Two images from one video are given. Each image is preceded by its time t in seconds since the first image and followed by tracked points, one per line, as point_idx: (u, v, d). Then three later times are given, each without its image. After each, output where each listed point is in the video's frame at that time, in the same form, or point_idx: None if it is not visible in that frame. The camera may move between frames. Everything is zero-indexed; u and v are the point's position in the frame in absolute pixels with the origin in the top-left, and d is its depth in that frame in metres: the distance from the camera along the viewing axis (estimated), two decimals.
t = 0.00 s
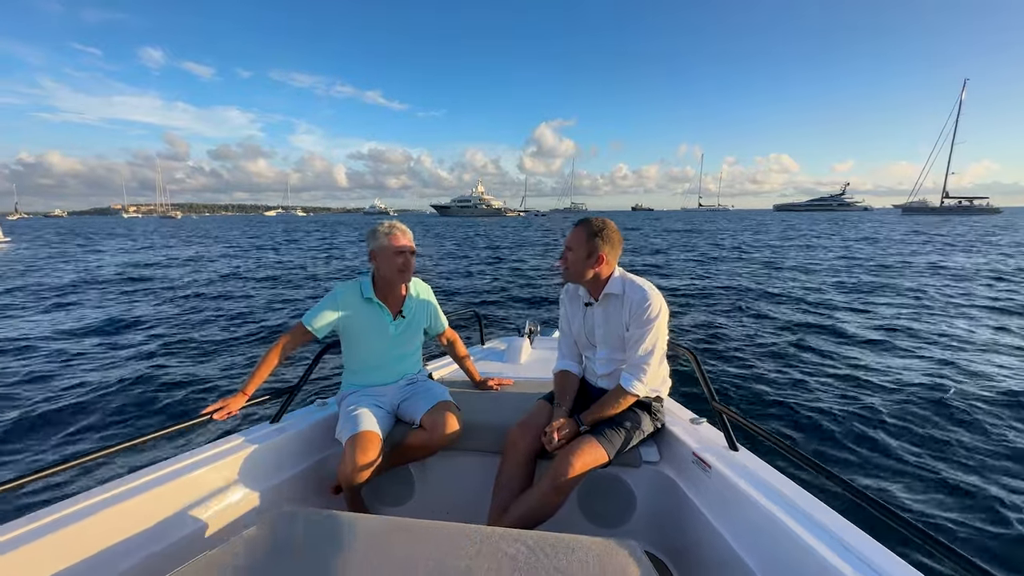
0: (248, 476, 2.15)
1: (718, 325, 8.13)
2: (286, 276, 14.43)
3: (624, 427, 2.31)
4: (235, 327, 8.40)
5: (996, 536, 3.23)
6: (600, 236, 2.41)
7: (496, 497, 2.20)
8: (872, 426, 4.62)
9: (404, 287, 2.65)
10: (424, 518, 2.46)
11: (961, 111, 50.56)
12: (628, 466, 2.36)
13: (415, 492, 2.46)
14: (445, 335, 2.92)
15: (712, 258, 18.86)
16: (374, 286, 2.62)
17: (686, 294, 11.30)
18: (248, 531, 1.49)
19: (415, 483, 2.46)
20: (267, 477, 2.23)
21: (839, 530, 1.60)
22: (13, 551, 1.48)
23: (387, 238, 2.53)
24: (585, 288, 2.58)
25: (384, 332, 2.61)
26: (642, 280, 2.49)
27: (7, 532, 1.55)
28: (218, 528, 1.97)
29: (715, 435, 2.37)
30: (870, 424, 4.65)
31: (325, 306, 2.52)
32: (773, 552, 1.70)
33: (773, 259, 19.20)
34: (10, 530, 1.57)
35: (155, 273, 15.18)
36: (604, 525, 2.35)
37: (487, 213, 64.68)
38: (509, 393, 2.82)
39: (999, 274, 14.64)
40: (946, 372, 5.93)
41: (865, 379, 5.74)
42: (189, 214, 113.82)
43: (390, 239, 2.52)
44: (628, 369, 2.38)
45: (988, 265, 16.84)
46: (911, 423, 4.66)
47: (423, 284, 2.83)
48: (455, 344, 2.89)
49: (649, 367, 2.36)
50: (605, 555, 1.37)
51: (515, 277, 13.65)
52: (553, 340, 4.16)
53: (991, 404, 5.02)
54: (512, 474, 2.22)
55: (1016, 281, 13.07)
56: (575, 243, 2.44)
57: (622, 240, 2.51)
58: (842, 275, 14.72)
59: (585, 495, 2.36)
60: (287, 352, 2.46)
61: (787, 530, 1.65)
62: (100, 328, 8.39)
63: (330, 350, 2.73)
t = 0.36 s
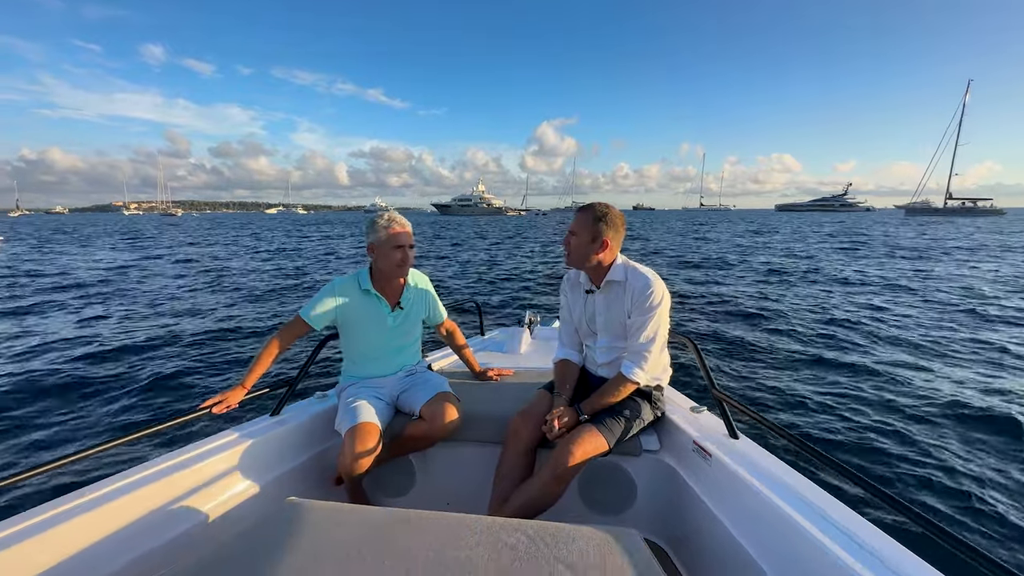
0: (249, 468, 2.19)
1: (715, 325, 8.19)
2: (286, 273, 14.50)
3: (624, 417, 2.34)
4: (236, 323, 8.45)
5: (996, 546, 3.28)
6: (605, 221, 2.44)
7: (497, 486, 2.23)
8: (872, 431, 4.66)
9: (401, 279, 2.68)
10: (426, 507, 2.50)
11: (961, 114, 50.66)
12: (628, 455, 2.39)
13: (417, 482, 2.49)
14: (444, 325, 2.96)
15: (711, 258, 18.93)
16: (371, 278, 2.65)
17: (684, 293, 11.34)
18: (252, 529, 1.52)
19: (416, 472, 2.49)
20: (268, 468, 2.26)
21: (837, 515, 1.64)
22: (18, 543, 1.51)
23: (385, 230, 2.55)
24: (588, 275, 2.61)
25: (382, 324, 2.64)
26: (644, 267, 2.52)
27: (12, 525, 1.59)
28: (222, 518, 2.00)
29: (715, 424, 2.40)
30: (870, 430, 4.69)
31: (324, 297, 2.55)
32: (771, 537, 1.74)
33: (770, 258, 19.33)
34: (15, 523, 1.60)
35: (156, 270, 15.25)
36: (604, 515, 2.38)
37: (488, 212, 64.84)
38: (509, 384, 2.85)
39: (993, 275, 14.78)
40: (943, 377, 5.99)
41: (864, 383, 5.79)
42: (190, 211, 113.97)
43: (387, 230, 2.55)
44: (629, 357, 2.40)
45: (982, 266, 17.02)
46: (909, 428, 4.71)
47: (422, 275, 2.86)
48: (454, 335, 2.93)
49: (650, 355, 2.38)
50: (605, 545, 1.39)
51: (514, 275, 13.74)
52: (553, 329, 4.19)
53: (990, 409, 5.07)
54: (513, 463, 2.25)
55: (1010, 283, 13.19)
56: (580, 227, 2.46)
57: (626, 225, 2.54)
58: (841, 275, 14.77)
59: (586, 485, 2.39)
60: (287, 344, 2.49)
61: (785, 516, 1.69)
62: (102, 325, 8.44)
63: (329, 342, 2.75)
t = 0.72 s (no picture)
0: (248, 465, 2.21)
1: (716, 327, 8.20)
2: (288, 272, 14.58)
3: (621, 414, 2.35)
4: (237, 322, 8.51)
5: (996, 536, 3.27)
6: (609, 216, 2.46)
7: (494, 482, 2.24)
8: (873, 426, 4.65)
9: (398, 274, 2.70)
10: (423, 504, 2.51)
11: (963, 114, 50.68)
12: (625, 452, 2.40)
13: (415, 478, 2.50)
14: (442, 321, 2.98)
15: (712, 258, 18.93)
16: (368, 274, 2.66)
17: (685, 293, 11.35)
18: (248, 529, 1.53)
19: (413, 469, 2.50)
20: (267, 464, 2.28)
21: (829, 514, 1.64)
22: (20, 538, 1.54)
23: (380, 224, 2.57)
24: (588, 270, 2.63)
25: (381, 320, 2.66)
26: (644, 264, 2.53)
27: (13, 521, 1.61)
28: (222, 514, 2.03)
29: (712, 421, 2.41)
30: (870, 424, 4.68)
31: (323, 293, 2.57)
32: (764, 536, 1.75)
33: (771, 258, 19.34)
34: (16, 519, 1.62)
35: (158, 269, 15.35)
36: (601, 512, 2.38)
37: (490, 211, 64.93)
38: (507, 380, 2.86)
39: (994, 275, 14.78)
40: (942, 376, 5.99)
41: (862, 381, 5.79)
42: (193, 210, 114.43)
43: (383, 224, 2.57)
44: (627, 353, 2.41)
45: (983, 266, 17.01)
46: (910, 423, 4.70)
47: (421, 271, 2.88)
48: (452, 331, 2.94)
49: (648, 351, 2.39)
50: (598, 543, 1.40)
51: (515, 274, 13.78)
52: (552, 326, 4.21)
53: (989, 406, 5.07)
54: (510, 460, 2.26)
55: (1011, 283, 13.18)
56: (583, 222, 2.47)
57: (630, 222, 2.55)
58: (842, 275, 14.76)
59: (583, 482, 2.40)
60: (286, 341, 2.51)
61: (777, 514, 1.70)
62: (104, 323, 8.50)
63: (327, 338, 2.77)
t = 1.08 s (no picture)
0: (248, 464, 2.22)
1: (718, 328, 8.18)
2: (291, 272, 14.63)
3: (621, 418, 2.34)
4: (239, 321, 8.53)
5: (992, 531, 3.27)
6: (612, 219, 2.44)
7: (493, 484, 2.24)
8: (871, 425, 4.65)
9: (402, 274, 2.70)
10: (422, 505, 2.52)
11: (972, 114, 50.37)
12: (624, 456, 2.39)
13: (414, 479, 2.50)
14: (444, 322, 2.97)
15: (715, 259, 18.85)
16: (372, 273, 2.67)
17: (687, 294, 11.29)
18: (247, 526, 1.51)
19: (413, 470, 2.50)
20: (267, 464, 2.29)
21: (826, 519, 1.64)
22: (19, 535, 1.54)
23: (386, 225, 2.57)
24: (591, 273, 2.62)
25: (384, 320, 2.66)
26: (647, 268, 2.52)
27: (14, 516, 1.61)
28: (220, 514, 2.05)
29: (711, 426, 2.40)
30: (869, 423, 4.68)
31: (326, 293, 2.57)
32: (763, 543, 1.74)
33: (775, 259, 19.26)
34: (17, 514, 1.62)
35: (162, 268, 15.42)
36: (599, 514, 2.38)
37: (494, 212, 65.02)
38: (507, 383, 2.86)
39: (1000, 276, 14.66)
40: (944, 375, 5.96)
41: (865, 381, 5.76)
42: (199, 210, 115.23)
43: (389, 225, 2.57)
44: (628, 357, 2.40)
45: (990, 268, 16.86)
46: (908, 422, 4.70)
47: (424, 272, 2.87)
48: (453, 333, 2.94)
49: (649, 356, 2.38)
50: (596, 547, 1.40)
51: (517, 275, 13.76)
52: (553, 328, 4.20)
53: (988, 405, 5.06)
54: (509, 463, 2.25)
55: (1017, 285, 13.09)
56: (587, 224, 2.46)
57: (633, 225, 2.53)
58: (846, 276, 14.68)
59: (581, 485, 2.39)
60: (287, 340, 2.52)
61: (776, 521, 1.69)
62: (107, 322, 8.54)
63: (329, 337, 2.77)
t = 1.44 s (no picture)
0: (246, 462, 2.22)
1: (722, 329, 8.12)
2: (295, 272, 14.68)
3: (622, 424, 2.31)
4: (239, 320, 8.54)
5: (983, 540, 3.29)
6: (615, 222, 2.41)
7: (491, 488, 2.22)
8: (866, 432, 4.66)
9: (403, 275, 2.68)
10: (420, 506, 2.51)
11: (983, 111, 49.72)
12: (623, 461, 2.36)
13: (411, 481, 2.49)
14: (444, 325, 2.95)
15: (718, 259, 18.73)
16: (374, 273, 2.65)
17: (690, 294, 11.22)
18: (242, 525, 1.49)
19: (410, 472, 2.49)
20: (264, 462, 2.29)
21: (829, 531, 1.62)
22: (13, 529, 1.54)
23: (390, 224, 2.55)
24: (592, 277, 2.59)
25: (384, 321, 2.64)
26: (651, 274, 2.49)
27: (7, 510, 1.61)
28: (216, 513, 2.03)
29: (711, 433, 2.37)
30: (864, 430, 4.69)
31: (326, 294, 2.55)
32: (764, 552, 1.71)
33: (781, 259, 19.15)
34: (11, 509, 1.62)
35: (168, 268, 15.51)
36: (597, 519, 2.37)
37: (498, 211, 65.03)
38: (506, 386, 2.83)
39: (1009, 276, 14.49)
40: (946, 377, 5.92)
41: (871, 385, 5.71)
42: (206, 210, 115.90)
43: (393, 225, 2.55)
44: (629, 362, 2.37)
45: (998, 267, 16.69)
46: (904, 428, 4.70)
47: (425, 274, 2.85)
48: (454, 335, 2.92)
49: (650, 362, 2.34)
50: (594, 553, 1.37)
51: (521, 274, 13.74)
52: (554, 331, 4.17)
53: (986, 411, 5.05)
54: (508, 466, 2.23)
55: None
56: (590, 227, 2.43)
57: (633, 229, 2.49)
58: (850, 276, 14.57)
59: (579, 490, 2.37)
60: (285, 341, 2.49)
61: (777, 532, 1.67)
62: (108, 321, 8.57)
63: (328, 337, 2.76)
